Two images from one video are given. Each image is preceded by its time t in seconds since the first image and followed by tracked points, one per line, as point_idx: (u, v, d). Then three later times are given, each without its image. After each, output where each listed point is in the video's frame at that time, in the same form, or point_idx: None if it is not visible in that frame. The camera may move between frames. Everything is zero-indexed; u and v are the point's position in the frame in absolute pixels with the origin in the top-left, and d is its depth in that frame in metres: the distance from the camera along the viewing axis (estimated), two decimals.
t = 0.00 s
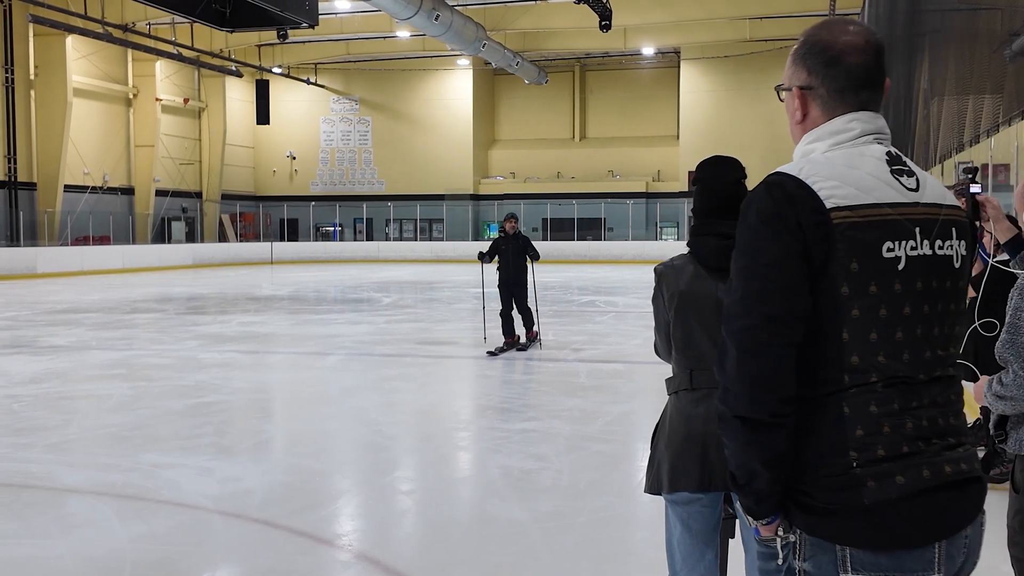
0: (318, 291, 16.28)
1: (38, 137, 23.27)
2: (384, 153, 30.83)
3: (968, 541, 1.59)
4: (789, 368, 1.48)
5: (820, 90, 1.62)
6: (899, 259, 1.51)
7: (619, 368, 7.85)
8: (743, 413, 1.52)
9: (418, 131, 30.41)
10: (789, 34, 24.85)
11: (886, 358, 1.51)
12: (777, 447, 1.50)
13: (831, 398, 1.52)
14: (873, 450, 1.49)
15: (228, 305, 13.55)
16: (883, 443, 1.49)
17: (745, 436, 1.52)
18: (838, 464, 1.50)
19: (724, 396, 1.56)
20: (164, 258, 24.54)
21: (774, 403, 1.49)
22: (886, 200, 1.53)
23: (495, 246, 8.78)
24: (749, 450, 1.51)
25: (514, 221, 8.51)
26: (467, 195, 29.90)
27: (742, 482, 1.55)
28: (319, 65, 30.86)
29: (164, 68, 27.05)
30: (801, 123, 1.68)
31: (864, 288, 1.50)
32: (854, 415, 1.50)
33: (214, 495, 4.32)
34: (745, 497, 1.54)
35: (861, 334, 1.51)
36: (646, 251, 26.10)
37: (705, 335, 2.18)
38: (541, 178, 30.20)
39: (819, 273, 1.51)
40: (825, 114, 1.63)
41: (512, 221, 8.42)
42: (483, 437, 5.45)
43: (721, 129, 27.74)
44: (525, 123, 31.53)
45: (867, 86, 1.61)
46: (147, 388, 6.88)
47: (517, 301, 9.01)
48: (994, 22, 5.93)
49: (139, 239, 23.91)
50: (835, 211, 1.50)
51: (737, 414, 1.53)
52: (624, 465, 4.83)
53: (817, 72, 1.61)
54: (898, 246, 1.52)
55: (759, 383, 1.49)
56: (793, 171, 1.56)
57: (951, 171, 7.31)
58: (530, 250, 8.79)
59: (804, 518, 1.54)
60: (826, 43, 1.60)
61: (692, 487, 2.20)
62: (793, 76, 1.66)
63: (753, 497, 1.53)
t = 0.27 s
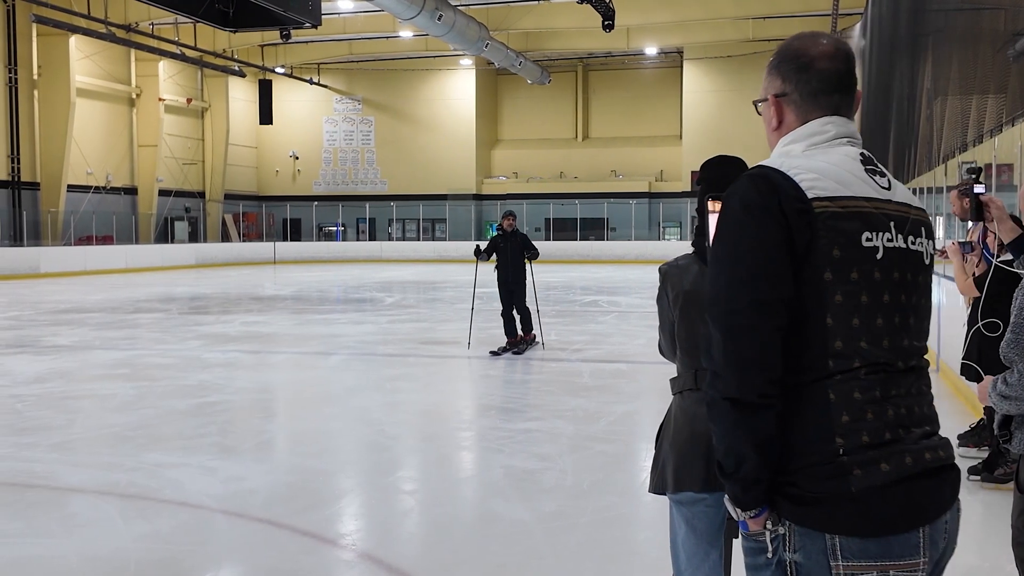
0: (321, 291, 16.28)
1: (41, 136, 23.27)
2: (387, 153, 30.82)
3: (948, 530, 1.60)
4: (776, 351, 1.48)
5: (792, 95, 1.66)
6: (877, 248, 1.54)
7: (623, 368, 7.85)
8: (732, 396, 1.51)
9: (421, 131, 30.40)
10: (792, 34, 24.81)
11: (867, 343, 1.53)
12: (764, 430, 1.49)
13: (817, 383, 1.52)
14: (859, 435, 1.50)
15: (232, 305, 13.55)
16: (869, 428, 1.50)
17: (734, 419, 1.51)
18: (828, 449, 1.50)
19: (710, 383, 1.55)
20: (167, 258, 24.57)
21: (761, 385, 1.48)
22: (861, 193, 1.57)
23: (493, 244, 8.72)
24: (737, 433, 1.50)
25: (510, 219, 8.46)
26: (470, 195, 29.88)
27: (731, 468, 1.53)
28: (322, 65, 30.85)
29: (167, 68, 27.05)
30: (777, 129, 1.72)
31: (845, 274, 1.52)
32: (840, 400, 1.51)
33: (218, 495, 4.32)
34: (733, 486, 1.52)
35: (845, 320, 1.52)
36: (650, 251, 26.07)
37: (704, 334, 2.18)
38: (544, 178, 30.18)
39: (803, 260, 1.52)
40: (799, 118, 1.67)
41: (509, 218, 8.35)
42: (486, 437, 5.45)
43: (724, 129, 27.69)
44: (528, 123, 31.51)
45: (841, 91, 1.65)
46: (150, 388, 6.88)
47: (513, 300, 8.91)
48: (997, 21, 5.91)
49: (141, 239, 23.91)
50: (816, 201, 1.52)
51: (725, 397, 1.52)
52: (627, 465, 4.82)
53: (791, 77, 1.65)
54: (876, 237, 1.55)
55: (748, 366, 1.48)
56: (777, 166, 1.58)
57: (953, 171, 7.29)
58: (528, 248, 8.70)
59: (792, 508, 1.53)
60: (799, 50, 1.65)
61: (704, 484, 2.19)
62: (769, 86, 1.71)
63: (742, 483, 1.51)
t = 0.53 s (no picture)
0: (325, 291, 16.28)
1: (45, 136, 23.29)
2: (390, 153, 30.84)
3: (938, 518, 1.62)
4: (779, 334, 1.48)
5: (762, 105, 1.69)
6: (864, 237, 1.56)
7: (627, 368, 7.84)
8: (740, 376, 1.49)
9: (424, 131, 30.42)
10: (795, 34, 24.78)
11: (864, 328, 1.54)
12: (768, 413, 1.48)
13: (817, 369, 1.52)
14: (859, 419, 1.51)
15: (235, 304, 13.55)
16: (867, 413, 1.51)
17: (741, 402, 1.49)
18: (829, 433, 1.50)
19: (715, 364, 1.53)
20: (171, 258, 24.59)
21: (766, 368, 1.48)
22: (840, 187, 1.60)
23: (493, 244, 8.63)
24: (743, 416, 1.49)
25: (510, 219, 8.37)
26: (473, 195, 29.90)
27: (735, 452, 1.52)
28: (325, 65, 30.87)
29: (171, 68, 27.07)
30: (749, 139, 1.74)
31: (838, 261, 1.53)
32: (840, 385, 1.51)
33: (222, 495, 4.32)
34: (735, 468, 1.51)
35: (842, 307, 1.53)
36: (653, 251, 26.06)
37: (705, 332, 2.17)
38: (547, 178, 30.19)
39: (798, 247, 1.53)
40: (770, 127, 1.69)
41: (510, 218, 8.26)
42: (490, 437, 5.45)
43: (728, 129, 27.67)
44: (531, 123, 31.52)
45: (808, 99, 1.68)
46: (155, 388, 6.89)
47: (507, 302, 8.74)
48: (1002, 21, 5.89)
49: (145, 239, 23.94)
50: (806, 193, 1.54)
51: (733, 377, 1.50)
52: (632, 465, 4.82)
53: (759, 89, 1.68)
54: (862, 227, 1.58)
55: (752, 348, 1.48)
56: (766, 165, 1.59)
57: (957, 171, 7.26)
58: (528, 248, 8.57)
59: (791, 492, 1.53)
60: (769, 62, 1.67)
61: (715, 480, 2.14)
62: (738, 98, 1.73)
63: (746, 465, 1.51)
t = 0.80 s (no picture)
0: (329, 290, 16.28)
1: (51, 137, 23.32)
2: (394, 152, 30.85)
3: (929, 519, 1.61)
4: (777, 343, 1.45)
5: (737, 109, 1.66)
6: (850, 241, 1.54)
7: (632, 368, 7.84)
8: (743, 390, 1.45)
9: (428, 131, 30.43)
10: (799, 33, 24.76)
11: (853, 334, 1.52)
12: (765, 424, 1.45)
13: (809, 376, 1.50)
14: (852, 425, 1.49)
15: (240, 304, 13.56)
16: (858, 419, 1.50)
17: (740, 413, 1.45)
18: (824, 440, 1.48)
19: (711, 377, 1.49)
20: (176, 257, 24.61)
21: (765, 377, 1.44)
22: (825, 191, 1.57)
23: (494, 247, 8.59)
24: (743, 429, 1.45)
25: (510, 224, 8.28)
26: (478, 194, 29.92)
27: (732, 464, 1.47)
28: (330, 65, 30.89)
29: (176, 68, 27.09)
30: (725, 142, 1.71)
31: (825, 267, 1.51)
32: (832, 392, 1.49)
33: (229, 494, 4.32)
34: (733, 481, 1.48)
35: (831, 313, 1.50)
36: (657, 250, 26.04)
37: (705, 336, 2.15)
38: (551, 178, 30.19)
39: (786, 254, 1.50)
40: (745, 130, 1.66)
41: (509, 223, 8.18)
42: (495, 437, 5.44)
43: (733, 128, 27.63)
44: (536, 123, 31.51)
45: (782, 104, 1.65)
46: (160, 387, 6.90)
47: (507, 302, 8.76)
48: (1009, 21, 5.88)
49: (150, 238, 23.95)
50: (793, 199, 1.51)
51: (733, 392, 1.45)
52: (638, 465, 4.82)
53: (734, 93, 1.65)
54: (847, 230, 1.56)
55: (748, 357, 1.44)
56: (750, 171, 1.55)
57: (963, 170, 7.23)
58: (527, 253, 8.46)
59: (787, 500, 1.50)
60: (745, 66, 1.64)
61: (717, 480, 2.09)
62: (714, 102, 1.70)
63: (746, 477, 1.47)
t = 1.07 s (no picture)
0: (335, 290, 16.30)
1: (58, 137, 23.37)
2: (400, 152, 30.87)
3: (907, 527, 1.58)
4: (748, 351, 1.42)
5: (710, 111, 1.62)
6: (824, 246, 1.51)
7: (639, 368, 7.83)
8: (713, 401, 1.43)
9: (434, 131, 30.44)
10: (805, 33, 24.75)
11: (827, 340, 1.49)
12: (736, 433, 1.43)
13: (782, 383, 1.47)
14: (825, 432, 1.47)
15: (246, 304, 13.58)
16: (833, 427, 1.47)
17: (711, 424, 1.43)
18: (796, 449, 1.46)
19: (682, 386, 1.47)
20: (182, 257, 24.64)
21: (735, 386, 1.42)
22: (798, 194, 1.55)
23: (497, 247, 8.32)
24: (713, 438, 1.43)
25: (519, 224, 8.04)
26: (484, 194, 29.92)
27: (702, 473, 1.46)
28: (336, 65, 30.91)
29: (182, 68, 27.13)
30: (699, 144, 1.67)
31: (799, 273, 1.48)
32: (804, 401, 1.47)
33: (238, 493, 4.33)
34: (705, 490, 1.46)
35: (804, 320, 1.48)
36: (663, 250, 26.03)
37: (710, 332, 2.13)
38: (557, 178, 30.20)
39: (758, 259, 1.48)
40: (720, 132, 1.63)
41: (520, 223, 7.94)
42: (503, 437, 5.44)
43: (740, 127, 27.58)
44: (542, 122, 31.50)
45: (755, 107, 1.62)
46: (168, 387, 6.91)
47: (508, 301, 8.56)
48: (1017, 20, 5.86)
49: (156, 239, 23.99)
50: (765, 204, 1.48)
51: (703, 404, 1.43)
52: (646, 465, 4.81)
53: (707, 94, 1.61)
54: (820, 235, 1.53)
55: (720, 367, 1.41)
56: (722, 175, 1.52)
57: (971, 169, 7.21)
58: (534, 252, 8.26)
59: (758, 508, 1.48)
60: (720, 66, 1.60)
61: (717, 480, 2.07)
62: (690, 103, 1.67)
63: (715, 487, 1.45)
